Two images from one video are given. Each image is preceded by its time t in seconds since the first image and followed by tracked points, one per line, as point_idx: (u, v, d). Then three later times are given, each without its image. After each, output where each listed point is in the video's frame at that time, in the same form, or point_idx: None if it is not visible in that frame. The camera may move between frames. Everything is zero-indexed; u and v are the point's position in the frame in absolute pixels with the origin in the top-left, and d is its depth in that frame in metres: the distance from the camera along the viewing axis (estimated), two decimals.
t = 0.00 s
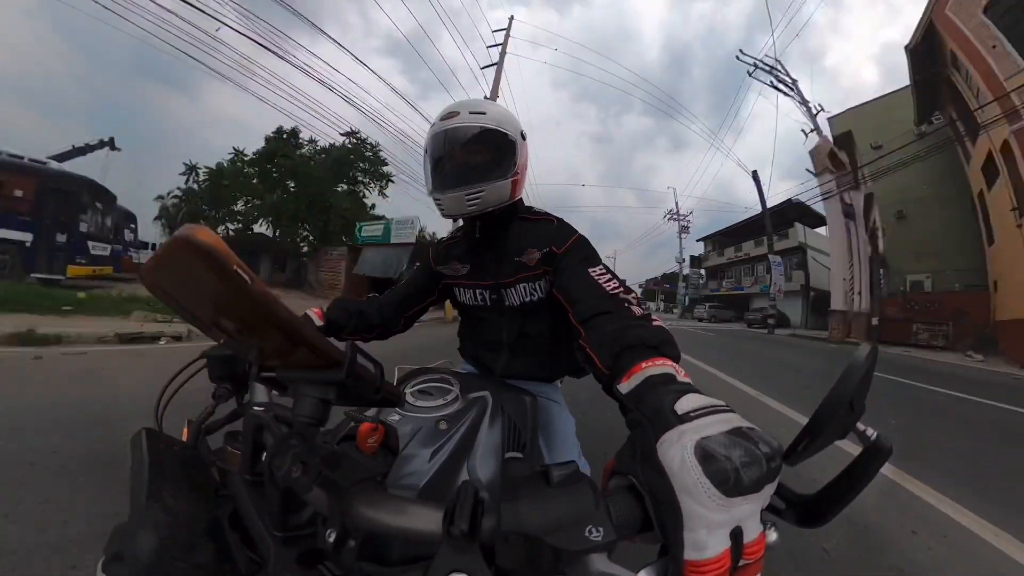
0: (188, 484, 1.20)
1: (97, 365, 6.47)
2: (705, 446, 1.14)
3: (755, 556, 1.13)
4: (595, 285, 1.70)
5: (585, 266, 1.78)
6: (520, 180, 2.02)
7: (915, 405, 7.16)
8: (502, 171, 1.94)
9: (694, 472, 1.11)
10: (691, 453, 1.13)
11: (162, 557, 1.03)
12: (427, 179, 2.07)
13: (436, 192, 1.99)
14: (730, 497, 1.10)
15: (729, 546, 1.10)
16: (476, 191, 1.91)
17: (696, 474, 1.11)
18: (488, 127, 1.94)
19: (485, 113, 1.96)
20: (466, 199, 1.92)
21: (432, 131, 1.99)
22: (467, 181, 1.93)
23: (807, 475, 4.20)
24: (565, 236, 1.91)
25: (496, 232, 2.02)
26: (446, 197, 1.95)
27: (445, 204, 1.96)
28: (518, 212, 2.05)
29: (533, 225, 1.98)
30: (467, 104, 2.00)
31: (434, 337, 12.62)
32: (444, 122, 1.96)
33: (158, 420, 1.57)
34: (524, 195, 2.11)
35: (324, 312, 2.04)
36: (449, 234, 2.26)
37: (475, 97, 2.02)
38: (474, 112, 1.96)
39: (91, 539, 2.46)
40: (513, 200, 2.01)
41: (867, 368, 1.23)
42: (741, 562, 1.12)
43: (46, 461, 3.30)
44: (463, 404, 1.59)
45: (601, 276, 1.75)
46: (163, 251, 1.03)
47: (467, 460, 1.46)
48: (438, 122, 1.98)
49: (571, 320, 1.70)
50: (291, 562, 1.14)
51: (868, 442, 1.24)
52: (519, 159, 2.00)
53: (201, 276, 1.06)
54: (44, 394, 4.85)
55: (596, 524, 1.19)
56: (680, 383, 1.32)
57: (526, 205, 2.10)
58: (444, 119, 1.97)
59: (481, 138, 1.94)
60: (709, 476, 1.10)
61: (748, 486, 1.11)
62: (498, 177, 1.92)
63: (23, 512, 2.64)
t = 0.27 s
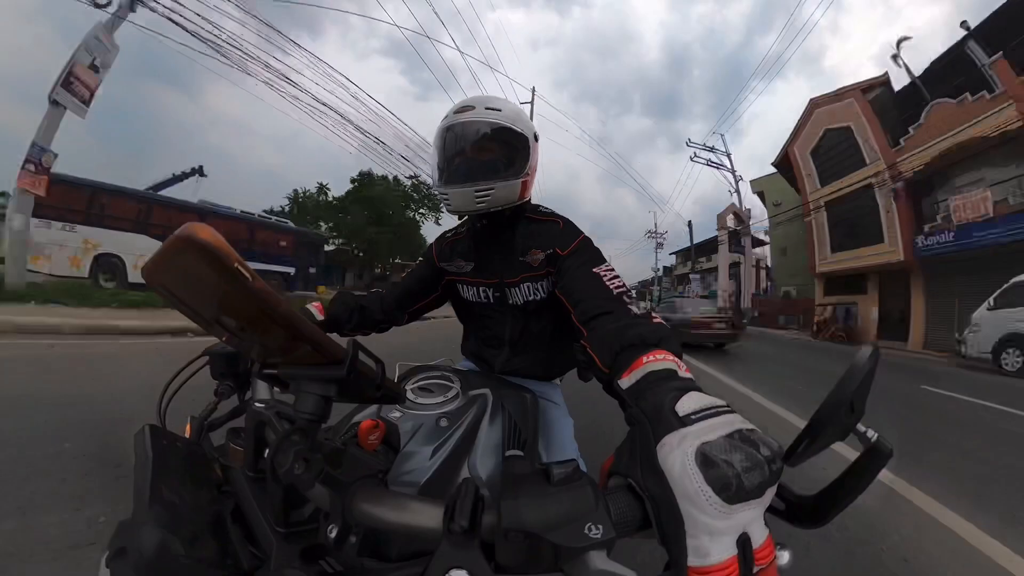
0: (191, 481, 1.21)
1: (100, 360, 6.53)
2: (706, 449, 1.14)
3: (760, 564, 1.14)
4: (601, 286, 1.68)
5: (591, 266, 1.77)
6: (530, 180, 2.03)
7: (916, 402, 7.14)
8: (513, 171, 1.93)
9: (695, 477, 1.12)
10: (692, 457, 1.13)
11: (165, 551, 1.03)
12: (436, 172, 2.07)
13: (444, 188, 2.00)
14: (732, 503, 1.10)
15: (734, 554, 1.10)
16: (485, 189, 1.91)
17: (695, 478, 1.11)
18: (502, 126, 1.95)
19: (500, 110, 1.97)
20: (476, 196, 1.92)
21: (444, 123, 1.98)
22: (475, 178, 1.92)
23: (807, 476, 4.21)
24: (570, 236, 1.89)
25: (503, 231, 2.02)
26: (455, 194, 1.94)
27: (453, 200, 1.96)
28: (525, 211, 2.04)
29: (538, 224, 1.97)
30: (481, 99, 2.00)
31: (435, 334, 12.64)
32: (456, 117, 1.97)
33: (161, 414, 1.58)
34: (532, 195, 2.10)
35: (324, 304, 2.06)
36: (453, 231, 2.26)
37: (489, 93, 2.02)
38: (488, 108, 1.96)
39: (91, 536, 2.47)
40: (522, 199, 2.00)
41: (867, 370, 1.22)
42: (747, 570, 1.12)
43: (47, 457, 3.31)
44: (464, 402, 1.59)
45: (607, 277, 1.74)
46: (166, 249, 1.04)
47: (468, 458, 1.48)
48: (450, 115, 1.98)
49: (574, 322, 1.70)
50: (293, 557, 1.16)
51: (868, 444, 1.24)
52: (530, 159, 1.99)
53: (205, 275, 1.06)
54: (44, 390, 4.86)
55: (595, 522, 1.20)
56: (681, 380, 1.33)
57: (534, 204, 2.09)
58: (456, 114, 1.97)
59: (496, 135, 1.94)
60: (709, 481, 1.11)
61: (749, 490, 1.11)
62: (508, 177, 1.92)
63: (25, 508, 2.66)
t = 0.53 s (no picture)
0: (186, 480, 1.20)
1: (100, 356, 6.53)
2: (708, 449, 1.13)
3: (764, 559, 1.08)
4: (608, 306, 1.66)
5: (598, 286, 1.74)
6: (539, 192, 2.02)
7: (919, 409, 7.09)
8: (523, 186, 1.93)
9: (697, 476, 1.10)
10: (696, 457, 1.12)
11: (158, 550, 1.02)
12: (441, 172, 2.06)
13: (449, 199, 2.00)
14: (732, 503, 1.08)
15: (735, 545, 1.06)
16: (491, 207, 1.91)
17: (697, 477, 1.10)
18: (508, 127, 1.92)
19: (508, 109, 1.94)
20: (481, 214, 1.92)
21: (451, 123, 1.97)
22: (482, 195, 1.92)
23: (809, 484, 4.17)
24: (578, 252, 1.88)
25: (508, 245, 2.02)
26: (460, 208, 1.95)
27: (459, 215, 1.96)
28: (533, 222, 2.04)
29: (545, 238, 1.96)
30: (488, 98, 1.97)
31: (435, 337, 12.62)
32: (463, 116, 1.95)
33: (159, 411, 1.57)
34: (540, 205, 2.09)
35: (334, 321, 2.06)
36: (457, 236, 2.25)
37: (497, 91, 2.00)
38: (497, 108, 1.93)
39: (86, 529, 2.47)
40: (529, 212, 2.00)
41: (871, 376, 1.21)
42: (753, 567, 1.06)
43: (43, 451, 3.30)
44: (464, 407, 1.58)
45: (614, 296, 1.72)
46: (168, 248, 1.03)
47: (467, 462, 1.46)
48: (457, 115, 1.95)
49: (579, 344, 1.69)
50: (286, 559, 1.14)
51: (872, 451, 1.23)
52: (539, 169, 1.98)
53: (208, 273, 1.06)
54: (42, 385, 4.85)
55: (594, 527, 1.18)
56: (686, 382, 1.32)
57: (541, 216, 2.08)
58: (463, 114, 1.95)
59: (502, 140, 1.93)
60: (711, 481, 1.09)
61: (750, 492, 1.09)
62: (516, 192, 1.91)
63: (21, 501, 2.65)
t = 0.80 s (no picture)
0: (188, 472, 1.21)
1: (105, 350, 6.57)
2: (705, 452, 1.14)
3: (758, 561, 1.08)
4: (610, 311, 1.65)
5: (601, 290, 1.74)
6: (546, 191, 2.01)
7: (921, 413, 7.09)
8: (528, 186, 1.92)
9: (694, 477, 1.10)
10: (692, 460, 1.12)
11: (160, 541, 1.04)
12: (447, 171, 2.06)
13: (454, 198, 2.00)
14: (729, 505, 1.08)
15: (732, 549, 1.07)
16: (497, 208, 1.90)
17: (694, 479, 1.10)
18: (514, 125, 1.91)
19: (515, 109, 1.92)
20: (487, 213, 1.92)
21: (457, 120, 1.96)
22: (487, 195, 1.92)
23: (809, 486, 4.17)
24: (584, 253, 1.87)
25: (512, 243, 2.02)
26: (464, 208, 1.95)
27: (464, 216, 1.97)
28: (538, 220, 2.04)
29: (549, 237, 1.96)
30: (496, 95, 1.96)
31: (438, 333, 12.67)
32: (470, 114, 1.93)
33: (162, 405, 1.59)
34: (547, 203, 2.08)
35: (336, 315, 2.07)
36: (462, 233, 2.25)
37: (506, 88, 1.98)
38: (505, 107, 1.92)
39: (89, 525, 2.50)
40: (535, 212, 2.00)
41: (871, 382, 1.21)
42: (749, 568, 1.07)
43: (45, 446, 3.33)
44: (463, 405, 1.59)
45: (616, 300, 1.70)
46: (172, 243, 1.04)
47: (465, 459, 1.47)
48: (463, 113, 1.94)
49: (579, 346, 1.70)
50: (285, 551, 1.16)
51: (871, 456, 1.22)
52: (546, 170, 1.97)
53: (211, 268, 1.07)
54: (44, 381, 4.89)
55: (591, 528, 1.19)
56: (685, 385, 1.32)
57: (547, 214, 2.07)
58: (470, 112, 1.94)
59: (507, 138, 1.92)
60: (707, 483, 1.10)
61: (746, 495, 1.10)
62: (522, 194, 1.91)
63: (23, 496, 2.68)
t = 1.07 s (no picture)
0: (186, 466, 1.21)
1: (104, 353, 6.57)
2: (705, 451, 1.14)
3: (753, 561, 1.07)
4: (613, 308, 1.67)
5: (603, 286, 1.75)
6: (549, 182, 2.03)
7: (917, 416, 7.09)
8: (530, 175, 1.93)
9: (693, 476, 1.10)
10: (692, 458, 1.13)
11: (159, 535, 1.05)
12: (450, 164, 2.07)
13: (459, 188, 2.00)
14: (726, 506, 1.08)
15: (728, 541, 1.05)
16: (502, 194, 1.91)
17: (693, 477, 1.10)
18: (515, 118, 1.94)
19: (519, 104, 1.97)
20: (492, 201, 1.92)
21: (461, 116, 1.98)
22: (492, 181, 1.92)
23: (809, 489, 4.17)
24: (586, 249, 1.89)
25: (515, 235, 2.02)
26: (470, 195, 1.95)
27: (470, 203, 1.97)
28: (541, 215, 2.05)
29: (552, 232, 1.97)
30: (500, 92, 2.01)
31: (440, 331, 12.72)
32: (475, 109, 1.97)
33: (160, 400, 1.59)
34: (548, 197, 2.10)
35: (335, 311, 2.07)
36: (465, 228, 2.27)
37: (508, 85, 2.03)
38: (508, 102, 1.96)
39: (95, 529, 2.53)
40: (539, 201, 2.01)
41: (871, 387, 1.21)
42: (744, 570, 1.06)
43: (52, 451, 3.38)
44: (463, 402, 1.59)
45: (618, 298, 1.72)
46: (174, 236, 1.04)
47: (463, 457, 1.47)
48: (468, 108, 1.98)
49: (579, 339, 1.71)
50: (282, 546, 1.16)
51: (868, 462, 1.22)
52: (550, 160, 1.99)
53: (213, 265, 1.08)
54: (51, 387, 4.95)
55: (587, 528, 1.19)
56: (686, 385, 1.31)
57: (549, 209, 2.09)
58: (474, 107, 1.98)
59: (507, 130, 1.94)
60: (706, 482, 1.10)
61: (744, 498, 1.09)
62: (527, 179, 1.92)
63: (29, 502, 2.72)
